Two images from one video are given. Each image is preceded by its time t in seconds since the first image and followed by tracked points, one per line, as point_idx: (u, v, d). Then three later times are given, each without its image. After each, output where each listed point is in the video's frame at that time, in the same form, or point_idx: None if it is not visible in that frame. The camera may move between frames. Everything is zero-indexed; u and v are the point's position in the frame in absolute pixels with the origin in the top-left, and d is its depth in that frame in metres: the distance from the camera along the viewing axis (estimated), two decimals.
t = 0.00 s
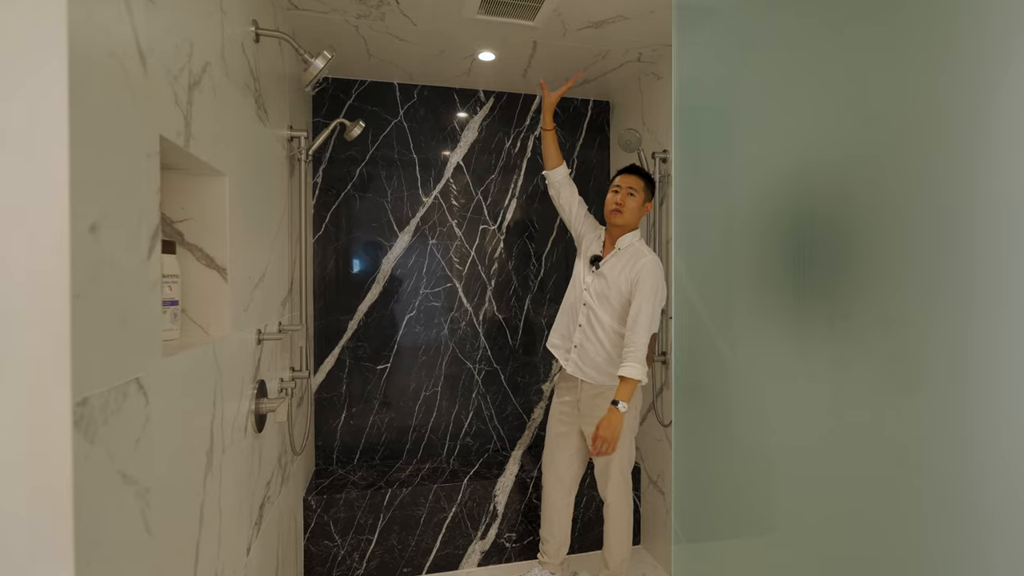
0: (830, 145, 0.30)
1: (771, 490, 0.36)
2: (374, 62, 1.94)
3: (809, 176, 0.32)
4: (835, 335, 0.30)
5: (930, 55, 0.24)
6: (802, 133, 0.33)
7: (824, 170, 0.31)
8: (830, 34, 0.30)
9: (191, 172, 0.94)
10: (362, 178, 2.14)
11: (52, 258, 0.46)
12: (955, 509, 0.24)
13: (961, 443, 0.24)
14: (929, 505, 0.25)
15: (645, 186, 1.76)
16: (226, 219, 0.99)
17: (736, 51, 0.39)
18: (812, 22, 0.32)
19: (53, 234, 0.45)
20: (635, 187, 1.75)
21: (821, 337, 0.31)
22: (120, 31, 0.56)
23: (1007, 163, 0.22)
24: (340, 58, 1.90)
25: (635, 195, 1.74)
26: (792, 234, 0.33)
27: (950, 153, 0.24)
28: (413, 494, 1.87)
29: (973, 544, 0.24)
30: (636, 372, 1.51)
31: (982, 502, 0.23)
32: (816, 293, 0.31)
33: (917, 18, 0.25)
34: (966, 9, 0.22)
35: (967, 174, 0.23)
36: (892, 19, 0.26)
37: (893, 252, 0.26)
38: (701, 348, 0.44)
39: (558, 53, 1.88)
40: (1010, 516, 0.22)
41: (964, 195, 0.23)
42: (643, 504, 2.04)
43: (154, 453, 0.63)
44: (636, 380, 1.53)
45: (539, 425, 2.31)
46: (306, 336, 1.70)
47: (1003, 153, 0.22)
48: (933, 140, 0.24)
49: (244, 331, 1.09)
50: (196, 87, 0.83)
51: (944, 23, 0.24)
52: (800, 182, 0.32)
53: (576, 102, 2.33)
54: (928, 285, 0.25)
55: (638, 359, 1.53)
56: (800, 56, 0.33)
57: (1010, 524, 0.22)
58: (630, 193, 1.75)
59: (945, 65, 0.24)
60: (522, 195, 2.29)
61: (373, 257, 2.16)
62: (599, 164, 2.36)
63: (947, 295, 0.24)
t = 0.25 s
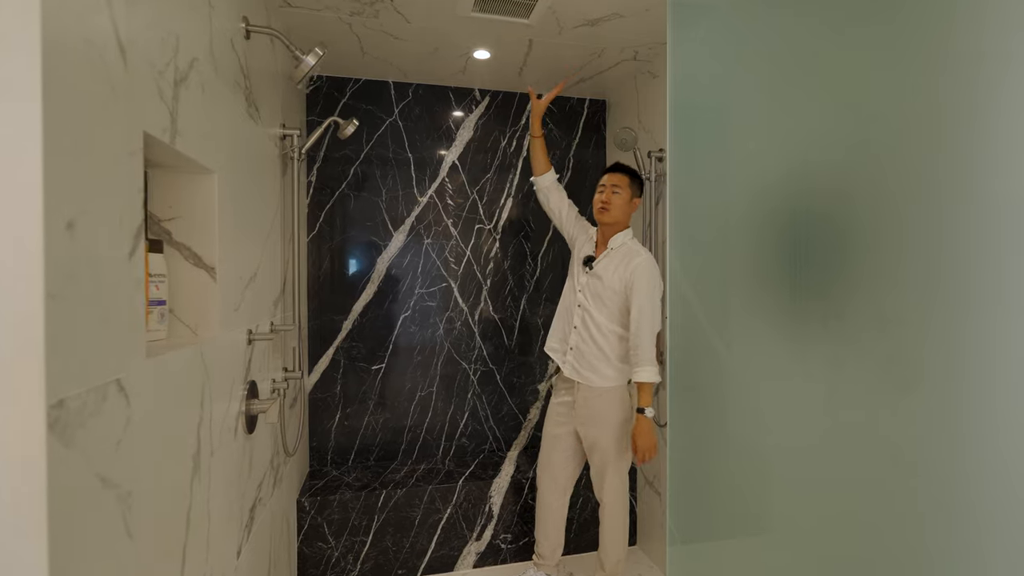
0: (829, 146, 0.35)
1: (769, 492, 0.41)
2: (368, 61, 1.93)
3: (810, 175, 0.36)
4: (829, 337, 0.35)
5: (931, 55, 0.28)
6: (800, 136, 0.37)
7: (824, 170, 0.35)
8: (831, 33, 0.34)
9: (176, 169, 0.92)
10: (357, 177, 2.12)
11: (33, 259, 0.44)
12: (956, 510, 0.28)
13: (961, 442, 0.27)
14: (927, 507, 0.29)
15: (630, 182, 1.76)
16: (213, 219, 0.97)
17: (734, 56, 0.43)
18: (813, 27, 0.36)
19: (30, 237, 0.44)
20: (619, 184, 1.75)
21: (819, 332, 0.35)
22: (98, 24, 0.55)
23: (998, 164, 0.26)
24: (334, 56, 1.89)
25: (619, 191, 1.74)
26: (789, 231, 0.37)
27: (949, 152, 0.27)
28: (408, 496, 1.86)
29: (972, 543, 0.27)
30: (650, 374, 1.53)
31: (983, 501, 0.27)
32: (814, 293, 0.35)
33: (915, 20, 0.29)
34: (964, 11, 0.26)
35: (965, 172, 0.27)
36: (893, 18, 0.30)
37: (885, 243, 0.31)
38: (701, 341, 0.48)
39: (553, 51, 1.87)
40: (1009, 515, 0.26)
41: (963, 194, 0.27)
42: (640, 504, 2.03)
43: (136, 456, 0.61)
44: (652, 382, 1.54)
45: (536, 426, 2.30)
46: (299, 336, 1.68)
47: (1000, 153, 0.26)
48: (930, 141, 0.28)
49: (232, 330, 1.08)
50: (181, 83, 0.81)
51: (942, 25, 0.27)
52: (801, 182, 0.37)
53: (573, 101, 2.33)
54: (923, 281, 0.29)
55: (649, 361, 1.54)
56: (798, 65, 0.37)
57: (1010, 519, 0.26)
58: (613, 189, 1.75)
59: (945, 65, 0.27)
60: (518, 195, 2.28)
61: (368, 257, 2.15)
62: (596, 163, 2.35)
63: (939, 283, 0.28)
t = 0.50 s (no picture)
0: (827, 146, 0.37)
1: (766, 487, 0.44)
2: (362, 59, 1.92)
3: (810, 175, 0.39)
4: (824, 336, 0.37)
5: (927, 55, 0.31)
6: (800, 136, 0.40)
7: (823, 170, 0.37)
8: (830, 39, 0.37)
9: (163, 167, 0.91)
10: (352, 176, 2.11)
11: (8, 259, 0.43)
12: (949, 511, 0.30)
13: (954, 444, 0.30)
14: (923, 506, 0.31)
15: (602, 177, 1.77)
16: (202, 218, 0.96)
17: (733, 60, 0.46)
18: (812, 31, 0.38)
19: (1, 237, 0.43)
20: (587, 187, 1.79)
21: (814, 328, 0.38)
22: (76, 18, 0.53)
23: (993, 163, 0.28)
24: (328, 55, 1.87)
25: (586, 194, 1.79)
26: (785, 232, 0.40)
27: (944, 152, 0.30)
28: (403, 497, 1.85)
29: (966, 544, 0.29)
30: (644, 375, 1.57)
31: (978, 503, 0.29)
32: (809, 295, 0.38)
33: (907, 20, 0.31)
34: (961, 11, 0.28)
35: (961, 170, 0.29)
36: (886, 17, 0.33)
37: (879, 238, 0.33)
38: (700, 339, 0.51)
39: (549, 50, 1.86)
40: (1001, 519, 0.28)
41: (959, 194, 0.29)
42: (635, 505, 2.03)
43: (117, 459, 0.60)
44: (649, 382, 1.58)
45: (532, 426, 2.30)
46: (293, 336, 1.67)
47: (992, 153, 0.28)
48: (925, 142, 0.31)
49: (222, 330, 1.06)
50: (168, 80, 0.80)
51: (939, 22, 0.30)
52: (800, 183, 0.39)
53: (569, 100, 2.32)
54: (915, 278, 0.32)
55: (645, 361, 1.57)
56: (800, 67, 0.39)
57: (1004, 519, 0.28)
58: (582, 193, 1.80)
59: (943, 63, 0.30)
60: (514, 194, 2.27)
61: (364, 256, 2.13)
62: (592, 163, 2.35)
63: (932, 275, 0.31)
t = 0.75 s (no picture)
0: (818, 146, 0.38)
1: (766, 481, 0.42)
2: (357, 58, 1.91)
3: (802, 174, 0.38)
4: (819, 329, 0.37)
5: (920, 54, 0.30)
6: (790, 136, 0.40)
7: (819, 168, 0.37)
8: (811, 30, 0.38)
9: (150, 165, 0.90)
10: (347, 176, 2.10)
11: None
12: (944, 509, 0.29)
13: (951, 435, 0.29)
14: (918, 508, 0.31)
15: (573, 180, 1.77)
16: (191, 218, 0.95)
17: (733, 66, 0.45)
18: (805, 29, 0.38)
19: None
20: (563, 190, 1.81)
21: (808, 327, 0.38)
22: (57, 14, 0.53)
23: (980, 161, 0.27)
24: (322, 53, 1.86)
25: (562, 197, 1.81)
26: (781, 227, 0.39)
27: (935, 151, 0.30)
28: (397, 497, 1.84)
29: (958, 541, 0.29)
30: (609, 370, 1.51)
31: (964, 495, 0.28)
32: (805, 292, 0.38)
33: (899, 20, 0.31)
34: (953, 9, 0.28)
35: (949, 168, 0.29)
36: (879, 18, 0.33)
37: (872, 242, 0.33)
38: (690, 333, 0.50)
39: (544, 49, 1.85)
40: (990, 512, 0.27)
41: (947, 191, 0.29)
42: (631, 505, 2.02)
43: (101, 461, 0.59)
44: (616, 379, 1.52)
45: (528, 426, 2.29)
46: (287, 336, 1.66)
47: (983, 149, 0.27)
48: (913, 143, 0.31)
49: (212, 330, 1.05)
50: (156, 77, 0.79)
51: (932, 25, 0.30)
52: (795, 181, 0.39)
53: (565, 99, 2.31)
54: (904, 274, 0.31)
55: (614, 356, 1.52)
56: (799, 74, 0.39)
57: (994, 512, 0.27)
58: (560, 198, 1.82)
59: (935, 61, 0.29)
60: (510, 194, 2.27)
61: (359, 256, 2.12)
62: (588, 162, 2.34)
63: (924, 278, 0.30)
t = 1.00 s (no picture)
0: (819, 146, 0.32)
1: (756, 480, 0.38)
2: (352, 56, 1.90)
3: (798, 174, 0.34)
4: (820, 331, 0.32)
5: (916, 52, 0.26)
6: (786, 136, 0.35)
7: (815, 166, 0.32)
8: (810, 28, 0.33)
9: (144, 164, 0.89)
10: (343, 175, 2.09)
11: None
12: (942, 509, 0.25)
13: (948, 431, 0.25)
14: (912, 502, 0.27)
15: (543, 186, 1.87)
16: (183, 217, 0.94)
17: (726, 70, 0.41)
18: (801, 24, 0.34)
19: None
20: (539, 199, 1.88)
21: (807, 332, 0.33)
22: (43, 8, 0.52)
23: (980, 158, 0.23)
24: (317, 51, 1.85)
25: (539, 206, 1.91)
26: (778, 226, 0.35)
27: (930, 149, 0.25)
28: (394, 498, 1.83)
29: (956, 544, 0.25)
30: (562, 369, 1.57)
31: (963, 496, 0.24)
32: (801, 292, 0.33)
33: (901, 19, 0.27)
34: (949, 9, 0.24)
35: (944, 167, 0.25)
36: (880, 16, 0.28)
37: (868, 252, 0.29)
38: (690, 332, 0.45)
39: (540, 48, 1.85)
40: (989, 512, 0.23)
41: (943, 190, 0.25)
42: (628, 505, 2.02)
43: (90, 460, 0.59)
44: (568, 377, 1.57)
45: (524, 426, 2.28)
46: (283, 335, 1.65)
47: (983, 146, 0.23)
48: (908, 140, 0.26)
49: (206, 329, 1.05)
50: (147, 74, 0.78)
51: (929, 19, 0.25)
52: (791, 180, 0.34)
53: (562, 98, 2.31)
54: (900, 278, 0.27)
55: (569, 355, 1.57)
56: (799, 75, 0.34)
57: (994, 512, 0.23)
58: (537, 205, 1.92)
59: (931, 58, 0.25)
60: (506, 193, 2.26)
61: (356, 255, 2.12)
62: (584, 161, 2.34)
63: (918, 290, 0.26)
